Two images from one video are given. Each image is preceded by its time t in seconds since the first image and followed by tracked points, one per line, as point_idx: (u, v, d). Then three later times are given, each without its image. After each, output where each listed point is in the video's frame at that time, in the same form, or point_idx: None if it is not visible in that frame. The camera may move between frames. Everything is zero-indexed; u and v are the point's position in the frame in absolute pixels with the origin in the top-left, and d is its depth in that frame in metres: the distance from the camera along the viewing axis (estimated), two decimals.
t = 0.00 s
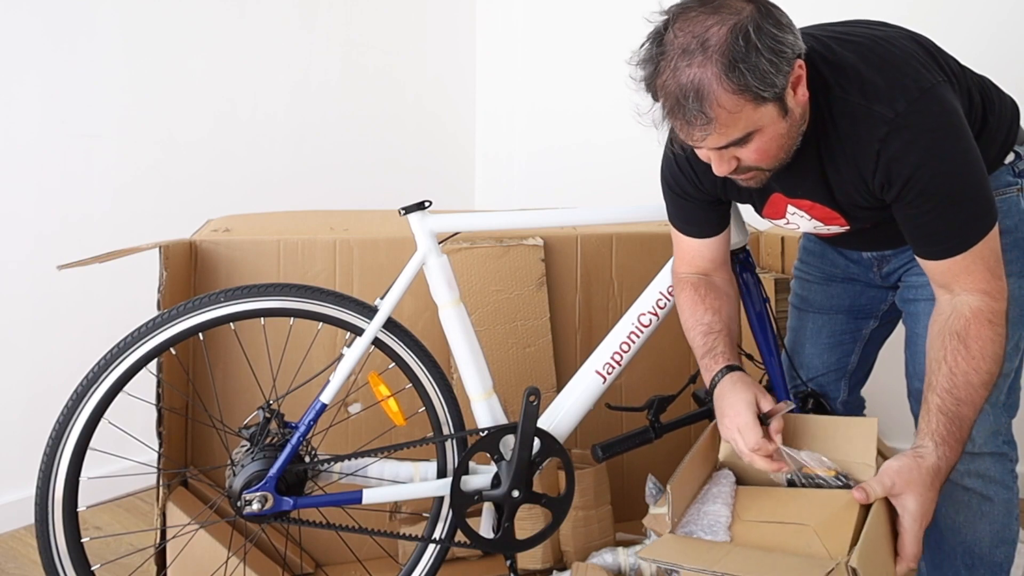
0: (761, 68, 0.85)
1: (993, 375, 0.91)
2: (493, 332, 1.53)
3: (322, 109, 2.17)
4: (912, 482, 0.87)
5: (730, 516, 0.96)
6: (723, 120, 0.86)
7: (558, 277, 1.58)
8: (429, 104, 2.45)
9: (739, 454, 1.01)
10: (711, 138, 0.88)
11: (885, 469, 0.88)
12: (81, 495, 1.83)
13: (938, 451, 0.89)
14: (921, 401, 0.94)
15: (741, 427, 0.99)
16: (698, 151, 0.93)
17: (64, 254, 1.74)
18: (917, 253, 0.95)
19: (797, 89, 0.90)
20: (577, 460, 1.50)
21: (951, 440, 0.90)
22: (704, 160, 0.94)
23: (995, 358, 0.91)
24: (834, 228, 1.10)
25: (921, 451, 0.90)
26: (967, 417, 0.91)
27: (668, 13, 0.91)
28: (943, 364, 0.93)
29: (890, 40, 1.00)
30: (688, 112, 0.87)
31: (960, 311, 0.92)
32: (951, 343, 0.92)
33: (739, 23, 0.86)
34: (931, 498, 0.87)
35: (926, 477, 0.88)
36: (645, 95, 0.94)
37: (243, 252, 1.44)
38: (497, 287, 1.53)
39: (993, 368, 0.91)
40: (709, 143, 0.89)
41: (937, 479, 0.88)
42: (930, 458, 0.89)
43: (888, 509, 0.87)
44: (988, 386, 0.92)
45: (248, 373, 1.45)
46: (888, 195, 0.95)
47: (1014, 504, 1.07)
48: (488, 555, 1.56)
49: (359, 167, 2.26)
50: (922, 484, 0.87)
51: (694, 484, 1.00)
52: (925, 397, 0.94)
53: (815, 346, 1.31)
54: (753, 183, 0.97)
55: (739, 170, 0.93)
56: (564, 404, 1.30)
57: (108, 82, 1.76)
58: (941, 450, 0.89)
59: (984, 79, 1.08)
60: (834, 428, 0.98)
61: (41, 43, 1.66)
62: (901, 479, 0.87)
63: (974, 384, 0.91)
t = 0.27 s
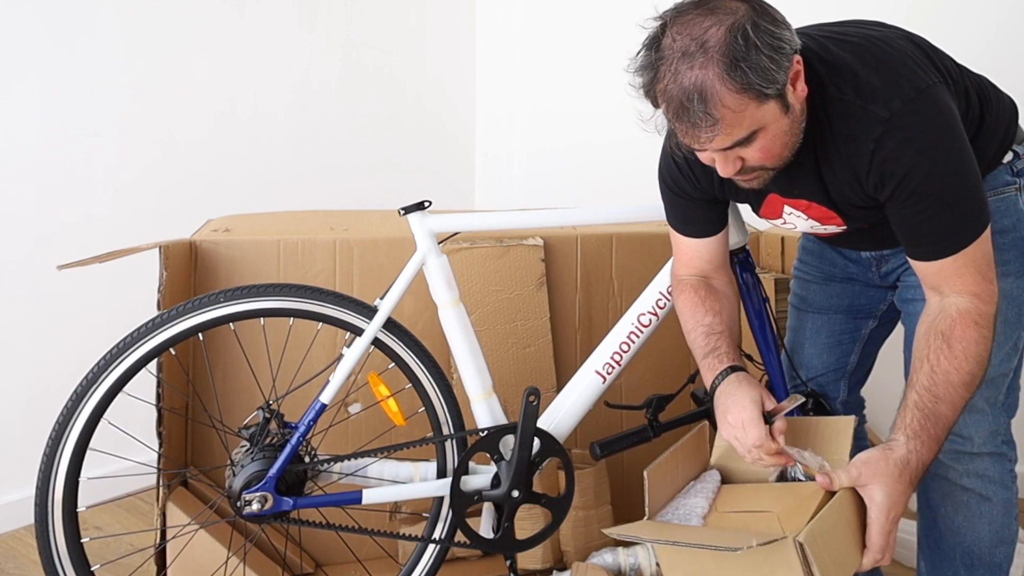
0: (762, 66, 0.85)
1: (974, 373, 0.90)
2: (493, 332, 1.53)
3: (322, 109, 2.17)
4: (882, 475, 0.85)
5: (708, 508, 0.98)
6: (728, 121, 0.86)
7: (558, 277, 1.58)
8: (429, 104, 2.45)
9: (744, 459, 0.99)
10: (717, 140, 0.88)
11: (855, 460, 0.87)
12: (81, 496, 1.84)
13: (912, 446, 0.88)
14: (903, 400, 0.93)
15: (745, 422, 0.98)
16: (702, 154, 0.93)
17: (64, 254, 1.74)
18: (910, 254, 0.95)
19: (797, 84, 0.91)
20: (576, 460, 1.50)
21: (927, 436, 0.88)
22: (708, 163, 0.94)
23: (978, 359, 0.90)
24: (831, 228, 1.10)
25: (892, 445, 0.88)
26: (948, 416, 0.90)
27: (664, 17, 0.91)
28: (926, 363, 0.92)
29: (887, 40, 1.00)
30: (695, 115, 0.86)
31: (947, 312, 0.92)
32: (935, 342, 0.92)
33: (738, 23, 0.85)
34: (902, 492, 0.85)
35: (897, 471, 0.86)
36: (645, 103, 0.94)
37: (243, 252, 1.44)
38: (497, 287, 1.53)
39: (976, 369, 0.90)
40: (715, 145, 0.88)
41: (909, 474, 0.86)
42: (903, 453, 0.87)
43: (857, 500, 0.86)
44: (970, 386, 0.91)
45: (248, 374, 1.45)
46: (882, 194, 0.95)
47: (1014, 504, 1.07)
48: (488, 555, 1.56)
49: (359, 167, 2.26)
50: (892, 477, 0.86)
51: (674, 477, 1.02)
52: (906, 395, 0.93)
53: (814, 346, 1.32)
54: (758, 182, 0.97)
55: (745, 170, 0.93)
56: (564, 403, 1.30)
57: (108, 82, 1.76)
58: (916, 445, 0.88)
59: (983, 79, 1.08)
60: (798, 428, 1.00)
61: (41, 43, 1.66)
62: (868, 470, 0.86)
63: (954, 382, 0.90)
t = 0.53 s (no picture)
0: (768, 69, 0.85)
1: (981, 382, 0.91)
2: (493, 332, 1.53)
3: (322, 110, 2.17)
4: (891, 492, 0.88)
5: (712, 512, 1.01)
6: (735, 124, 0.86)
7: (558, 277, 1.59)
8: (429, 104, 2.45)
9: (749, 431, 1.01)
10: (724, 144, 0.88)
11: (864, 478, 0.90)
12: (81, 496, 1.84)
13: (921, 461, 0.90)
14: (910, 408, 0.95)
15: (752, 394, 0.99)
16: (708, 159, 0.93)
17: (64, 254, 1.74)
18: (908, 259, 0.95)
19: (800, 87, 0.91)
20: (576, 460, 1.50)
21: (936, 448, 0.90)
22: (713, 167, 0.94)
23: (983, 367, 0.91)
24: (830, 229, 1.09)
25: (903, 459, 0.90)
26: (956, 426, 0.91)
27: (664, 26, 0.91)
28: (930, 372, 0.93)
29: (886, 43, 1.00)
30: (703, 120, 0.86)
31: (949, 320, 0.92)
32: (939, 351, 0.93)
33: (741, 26, 0.86)
34: (912, 507, 0.88)
35: (906, 487, 0.89)
36: (648, 108, 0.94)
37: (244, 252, 1.44)
38: (497, 287, 1.53)
39: (981, 377, 0.91)
40: (723, 148, 0.88)
41: (919, 488, 0.89)
42: (912, 467, 0.90)
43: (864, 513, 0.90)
44: (976, 394, 0.92)
45: (248, 374, 1.45)
46: (880, 198, 0.95)
47: (1014, 504, 1.07)
48: (488, 555, 1.56)
49: (358, 168, 2.26)
50: (901, 493, 0.88)
51: (678, 484, 1.06)
52: (913, 405, 0.94)
53: (814, 346, 1.32)
54: (763, 184, 0.97)
55: (751, 173, 0.93)
56: (564, 403, 1.30)
57: (108, 83, 1.76)
58: (925, 459, 0.90)
59: (983, 79, 1.08)
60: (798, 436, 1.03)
61: (41, 43, 1.66)
62: (879, 487, 0.89)
63: (961, 392, 0.91)
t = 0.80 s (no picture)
0: (775, 60, 0.85)
1: (988, 382, 0.91)
2: (493, 332, 1.53)
3: (323, 110, 2.17)
4: (904, 493, 0.90)
5: (714, 508, 0.99)
6: (744, 117, 0.86)
7: (558, 277, 1.58)
8: (429, 105, 2.45)
9: (724, 424, 1.05)
10: (733, 139, 0.87)
11: (878, 479, 0.91)
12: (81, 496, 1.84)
13: (932, 462, 0.91)
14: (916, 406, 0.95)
15: (718, 383, 1.04)
16: (713, 156, 0.93)
17: (64, 254, 1.74)
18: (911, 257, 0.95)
19: (806, 82, 0.91)
20: (576, 460, 1.50)
21: (946, 449, 0.91)
22: (719, 164, 0.94)
23: (988, 365, 0.91)
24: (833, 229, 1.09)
25: (915, 460, 0.92)
26: (963, 424, 0.92)
27: (669, 19, 0.91)
28: (936, 372, 0.93)
29: (888, 43, 1.00)
30: (711, 115, 0.86)
31: (954, 318, 0.92)
32: (945, 351, 0.92)
33: (748, 19, 0.86)
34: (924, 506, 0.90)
35: (918, 488, 0.90)
36: (653, 104, 0.94)
37: (244, 252, 1.44)
38: (497, 287, 1.53)
39: (987, 377, 0.91)
40: (730, 144, 0.88)
41: (930, 488, 0.91)
42: (923, 469, 0.91)
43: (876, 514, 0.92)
44: (983, 392, 0.92)
45: (249, 373, 1.45)
46: (884, 197, 0.95)
47: (1014, 504, 1.07)
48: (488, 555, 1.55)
49: (359, 168, 2.26)
50: (914, 495, 0.90)
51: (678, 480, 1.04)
52: (920, 404, 0.95)
53: (814, 346, 1.32)
54: (767, 181, 0.97)
55: (756, 170, 0.93)
56: (564, 403, 1.30)
57: (108, 83, 1.76)
58: (936, 460, 0.91)
59: (984, 78, 1.08)
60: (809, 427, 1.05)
61: (42, 44, 1.66)
62: (892, 488, 0.90)
63: (968, 392, 0.92)
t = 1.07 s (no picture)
0: (781, 60, 0.85)
1: (1006, 392, 0.89)
2: (493, 332, 1.53)
3: (323, 110, 2.17)
4: (933, 513, 0.89)
5: (745, 553, 1.02)
6: (748, 115, 0.86)
7: (558, 277, 1.58)
8: (429, 105, 2.45)
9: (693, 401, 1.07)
10: (735, 137, 0.87)
11: (904, 501, 0.91)
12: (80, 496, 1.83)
13: (958, 479, 0.90)
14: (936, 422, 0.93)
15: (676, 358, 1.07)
16: (714, 154, 0.93)
17: (64, 254, 1.74)
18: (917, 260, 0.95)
19: (811, 82, 0.91)
20: (576, 460, 1.50)
21: (970, 464, 0.90)
22: (720, 162, 0.94)
23: (1005, 374, 0.89)
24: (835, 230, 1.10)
25: (940, 478, 0.91)
26: (986, 437, 0.90)
27: (678, 14, 0.91)
28: (952, 386, 0.91)
29: (893, 45, 1.00)
30: (714, 111, 0.86)
31: (966, 327, 0.90)
32: (959, 361, 0.91)
33: (756, 18, 0.85)
34: (955, 525, 0.89)
35: (947, 507, 0.89)
36: (657, 99, 0.94)
37: (243, 252, 1.44)
38: (497, 287, 1.53)
39: (1003, 385, 0.89)
40: (733, 141, 0.88)
41: (959, 506, 0.90)
42: (949, 487, 0.90)
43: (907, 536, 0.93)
44: (1002, 403, 0.90)
45: (249, 373, 1.45)
46: (889, 199, 0.95)
47: (1014, 504, 1.08)
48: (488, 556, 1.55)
49: (359, 168, 2.26)
50: (943, 514, 0.89)
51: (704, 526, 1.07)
52: (939, 420, 0.93)
53: (814, 346, 1.32)
54: (768, 181, 0.97)
55: (757, 169, 0.93)
56: (565, 403, 1.30)
57: (107, 83, 1.76)
58: (962, 478, 0.90)
59: (985, 79, 1.08)
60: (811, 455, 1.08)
61: (41, 43, 1.66)
62: (920, 510, 0.90)
63: (986, 403, 0.89)
